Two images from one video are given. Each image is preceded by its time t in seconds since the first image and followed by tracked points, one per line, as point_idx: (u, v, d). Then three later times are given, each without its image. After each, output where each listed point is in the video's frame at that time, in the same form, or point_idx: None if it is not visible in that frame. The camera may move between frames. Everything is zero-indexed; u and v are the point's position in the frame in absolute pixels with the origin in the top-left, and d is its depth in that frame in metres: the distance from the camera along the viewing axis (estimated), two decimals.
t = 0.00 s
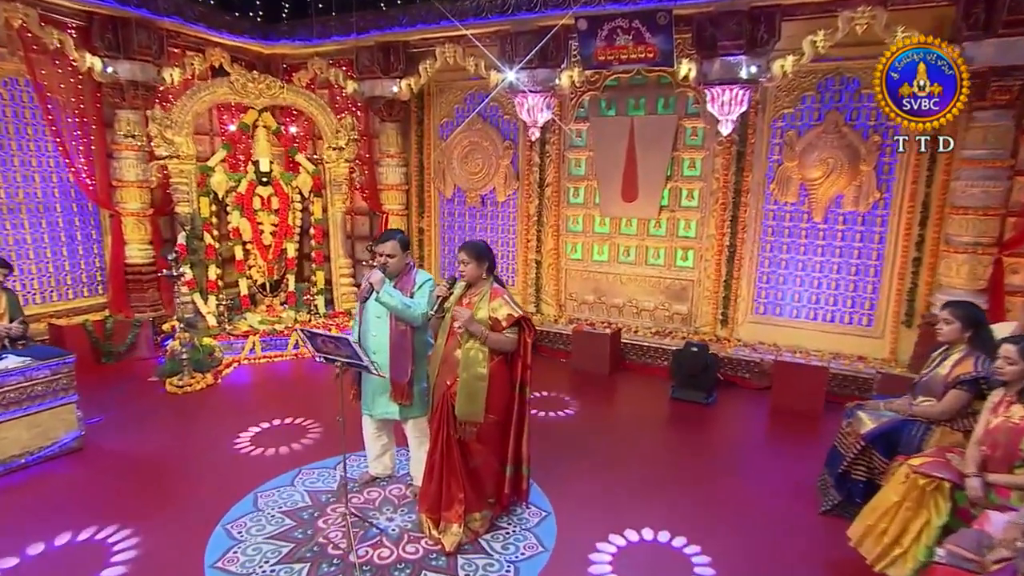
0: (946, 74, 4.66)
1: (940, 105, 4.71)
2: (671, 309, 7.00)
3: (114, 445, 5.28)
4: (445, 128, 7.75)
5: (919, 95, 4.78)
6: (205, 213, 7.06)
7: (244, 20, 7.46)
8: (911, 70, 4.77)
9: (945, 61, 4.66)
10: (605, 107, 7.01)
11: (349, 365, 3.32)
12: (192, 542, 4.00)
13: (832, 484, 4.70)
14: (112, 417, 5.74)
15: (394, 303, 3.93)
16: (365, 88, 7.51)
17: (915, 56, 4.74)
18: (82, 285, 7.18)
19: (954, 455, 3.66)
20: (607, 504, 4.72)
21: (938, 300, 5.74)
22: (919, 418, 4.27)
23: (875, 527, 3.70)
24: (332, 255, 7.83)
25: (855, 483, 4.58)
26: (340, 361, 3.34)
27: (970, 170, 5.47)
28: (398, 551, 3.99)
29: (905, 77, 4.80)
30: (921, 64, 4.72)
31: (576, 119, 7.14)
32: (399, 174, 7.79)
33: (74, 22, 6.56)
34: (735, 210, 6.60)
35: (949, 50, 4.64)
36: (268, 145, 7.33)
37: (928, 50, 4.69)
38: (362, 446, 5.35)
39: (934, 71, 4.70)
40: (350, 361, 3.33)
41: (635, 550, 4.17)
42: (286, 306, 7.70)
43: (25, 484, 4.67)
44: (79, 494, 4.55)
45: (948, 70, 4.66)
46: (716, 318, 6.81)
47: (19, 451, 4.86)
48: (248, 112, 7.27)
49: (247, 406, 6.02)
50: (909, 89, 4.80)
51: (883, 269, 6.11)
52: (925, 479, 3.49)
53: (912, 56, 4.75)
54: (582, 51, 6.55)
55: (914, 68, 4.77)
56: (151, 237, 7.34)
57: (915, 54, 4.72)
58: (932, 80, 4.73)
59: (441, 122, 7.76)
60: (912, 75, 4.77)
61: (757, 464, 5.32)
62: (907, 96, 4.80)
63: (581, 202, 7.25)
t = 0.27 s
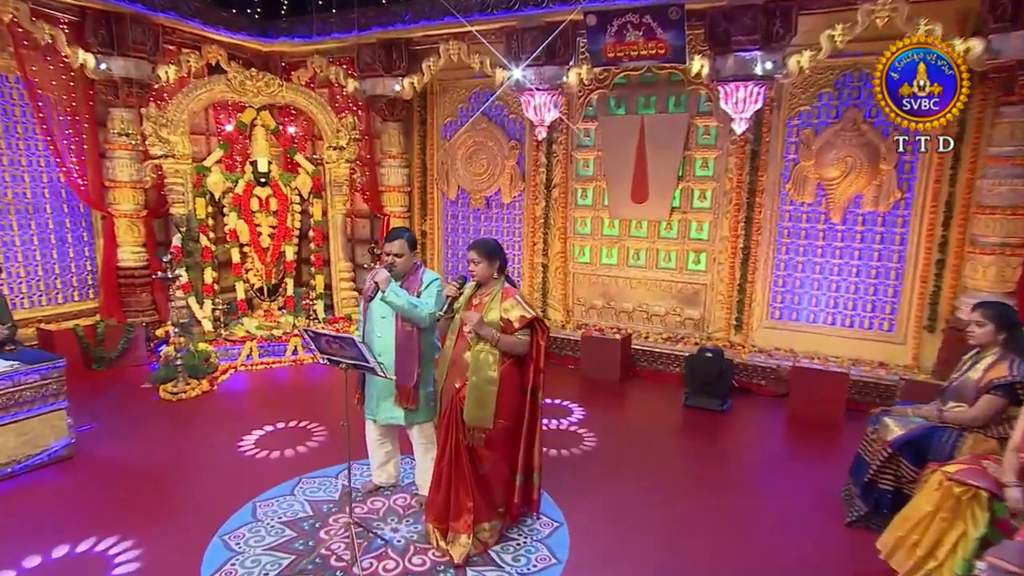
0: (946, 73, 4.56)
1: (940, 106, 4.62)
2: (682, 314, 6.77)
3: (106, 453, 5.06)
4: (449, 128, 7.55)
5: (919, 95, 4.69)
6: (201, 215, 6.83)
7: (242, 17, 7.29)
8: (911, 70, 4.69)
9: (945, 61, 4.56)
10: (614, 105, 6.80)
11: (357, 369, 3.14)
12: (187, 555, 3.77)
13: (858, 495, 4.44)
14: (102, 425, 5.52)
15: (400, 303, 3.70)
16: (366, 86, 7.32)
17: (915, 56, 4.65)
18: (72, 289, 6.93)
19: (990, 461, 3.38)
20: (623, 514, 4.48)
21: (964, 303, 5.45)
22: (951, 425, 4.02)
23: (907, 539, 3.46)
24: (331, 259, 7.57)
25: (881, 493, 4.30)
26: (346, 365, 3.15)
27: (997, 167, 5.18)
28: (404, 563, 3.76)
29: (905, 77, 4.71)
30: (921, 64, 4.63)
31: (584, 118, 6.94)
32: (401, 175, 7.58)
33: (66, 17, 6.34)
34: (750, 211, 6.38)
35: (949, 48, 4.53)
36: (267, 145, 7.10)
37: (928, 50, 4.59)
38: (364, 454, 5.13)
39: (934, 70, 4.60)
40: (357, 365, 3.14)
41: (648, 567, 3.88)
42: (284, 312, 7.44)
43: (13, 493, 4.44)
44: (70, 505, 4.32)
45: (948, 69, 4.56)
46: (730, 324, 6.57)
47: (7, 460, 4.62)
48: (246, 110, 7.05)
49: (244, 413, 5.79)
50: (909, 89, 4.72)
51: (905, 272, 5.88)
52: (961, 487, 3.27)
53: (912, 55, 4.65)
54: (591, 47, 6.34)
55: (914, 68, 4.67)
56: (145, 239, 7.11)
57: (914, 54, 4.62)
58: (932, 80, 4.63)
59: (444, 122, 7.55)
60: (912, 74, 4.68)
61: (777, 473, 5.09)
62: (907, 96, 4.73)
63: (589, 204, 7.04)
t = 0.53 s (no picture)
0: (945, 73, 5.07)
1: (940, 106, 5.11)
2: (694, 318, 6.56)
3: (100, 460, 4.86)
4: (454, 127, 7.38)
5: (920, 95, 5.15)
6: (200, 216, 6.63)
7: (241, 14, 7.17)
8: (911, 70, 5.15)
9: (945, 61, 5.07)
10: (624, 103, 6.62)
11: (364, 370, 2.93)
12: (184, 566, 3.57)
13: (883, 504, 4.21)
14: (96, 431, 5.33)
15: (408, 303, 3.56)
16: (368, 85, 7.10)
17: (915, 56, 5.15)
18: (65, 292, 6.74)
19: None
20: (639, 524, 4.27)
21: (988, 307, 5.22)
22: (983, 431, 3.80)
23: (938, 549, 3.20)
24: (332, 261, 7.36)
25: (909, 502, 4.07)
26: (352, 365, 2.95)
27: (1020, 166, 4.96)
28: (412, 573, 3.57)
29: (905, 77, 5.18)
30: (922, 63, 5.13)
31: (593, 116, 6.74)
32: (404, 176, 7.39)
33: (61, 12, 6.14)
34: (764, 211, 6.18)
35: (948, 51, 5.07)
36: (267, 144, 6.90)
37: (929, 50, 5.13)
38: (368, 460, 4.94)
39: (934, 70, 5.10)
40: (364, 366, 2.94)
41: None
42: (284, 316, 7.23)
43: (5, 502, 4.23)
44: (64, 513, 4.12)
45: (947, 69, 5.07)
46: (743, 328, 6.36)
47: None
48: (246, 108, 6.85)
49: (244, 418, 5.61)
50: (909, 89, 5.17)
51: (927, 273, 5.67)
52: (995, 494, 2.99)
53: (912, 56, 5.16)
54: (600, 43, 6.17)
55: (915, 68, 5.15)
56: (141, 241, 6.92)
57: (915, 54, 5.13)
58: (932, 80, 5.11)
59: (449, 121, 7.38)
60: (912, 74, 5.15)
61: (797, 480, 4.89)
62: (907, 96, 5.19)
63: (598, 204, 6.84)
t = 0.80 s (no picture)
0: (946, 73, 4.92)
1: (940, 105, 4.99)
2: (712, 322, 6.31)
3: (98, 465, 4.67)
4: (461, 125, 7.16)
5: (919, 95, 5.00)
6: (200, 215, 6.43)
7: (243, 9, 7.03)
8: (911, 70, 4.98)
9: (945, 61, 4.91)
10: (638, 99, 6.41)
11: (376, 370, 2.86)
12: None
13: (919, 513, 3.92)
14: (95, 435, 5.14)
15: (421, 301, 3.46)
16: (374, 81, 6.92)
17: (914, 57, 4.96)
18: (60, 293, 6.52)
19: None
20: (660, 535, 4.02)
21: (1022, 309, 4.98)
22: None
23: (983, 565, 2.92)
24: (336, 263, 7.12)
25: (947, 512, 3.78)
26: (363, 365, 2.88)
27: None
28: None
29: (905, 77, 5.01)
30: (921, 64, 4.95)
31: (607, 113, 6.53)
32: (410, 175, 7.18)
33: (59, 5, 5.96)
34: (785, 211, 5.95)
35: (948, 50, 4.90)
36: (269, 141, 6.70)
37: (928, 50, 4.93)
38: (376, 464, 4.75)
39: (934, 70, 4.94)
40: (376, 366, 2.87)
41: None
42: (287, 318, 7.01)
43: None
44: (61, 522, 3.92)
45: (948, 69, 4.92)
46: (763, 332, 6.12)
47: None
48: (248, 105, 6.66)
49: (247, 422, 5.43)
50: (909, 89, 5.01)
51: (957, 274, 5.40)
52: None
53: (912, 56, 4.97)
54: (614, 36, 5.95)
55: (914, 68, 4.97)
56: (139, 242, 6.71)
57: (916, 54, 4.94)
58: (932, 80, 4.96)
59: (457, 119, 7.17)
60: (912, 75, 4.98)
61: (824, 488, 4.66)
62: (907, 96, 5.01)
63: (611, 204, 6.61)
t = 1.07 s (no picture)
0: (946, 73, 4.87)
1: (940, 105, 4.94)
2: (733, 326, 6.07)
3: (100, 471, 4.57)
4: (472, 122, 6.96)
5: (919, 95, 4.95)
6: (203, 215, 6.24)
7: (247, 3, 6.82)
8: (911, 70, 4.93)
9: (945, 61, 4.87)
10: (655, 95, 6.20)
11: (392, 371, 2.91)
12: None
13: (961, 525, 3.70)
14: (96, 440, 5.02)
15: (437, 298, 3.42)
16: (383, 77, 6.71)
17: (914, 57, 4.92)
18: (58, 295, 6.31)
19: None
20: (686, 548, 3.78)
21: None
22: None
23: None
24: (343, 265, 6.89)
25: (990, 524, 3.56)
26: (379, 365, 2.92)
27: None
28: None
29: (905, 77, 4.96)
30: (921, 64, 4.91)
31: (623, 110, 6.31)
32: (420, 174, 6.98)
33: None
34: (809, 211, 5.72)
35: (949, 50, 4.86)
36: (275, 139, 6.51)
37: (928, 50, 4.90)
38: (386, 471, 4.65)
39: (934, 70, 4.91)
40: (392, 366, 2.92)
41: None
42: (292, 321, 6.80)
43: None
44: (58, 532, 3.82)
45: (948, 69, 4.88)
46: (786, 336, 5.89)
47: None
48: (252, 102, 6.48)
49: (254, 426, 5.32)
50: (909, 89, 4.96)
51: (993, 275, 5.15)
52: None
53: (912, 56, 4.92)
54: (631, 29, 5.75)
55: (915, 68, 4.92)
56: (140, 242, 6.51)
57: (916, 54, 4.90)
58: (932, 80, 4.92)
59: (467, 116, 6.97)
60: (912, 75, 4.93)
61: (855, 493, 4.45)
62: (907, 96, 4.97)
63: (627, 204, 6.40)
